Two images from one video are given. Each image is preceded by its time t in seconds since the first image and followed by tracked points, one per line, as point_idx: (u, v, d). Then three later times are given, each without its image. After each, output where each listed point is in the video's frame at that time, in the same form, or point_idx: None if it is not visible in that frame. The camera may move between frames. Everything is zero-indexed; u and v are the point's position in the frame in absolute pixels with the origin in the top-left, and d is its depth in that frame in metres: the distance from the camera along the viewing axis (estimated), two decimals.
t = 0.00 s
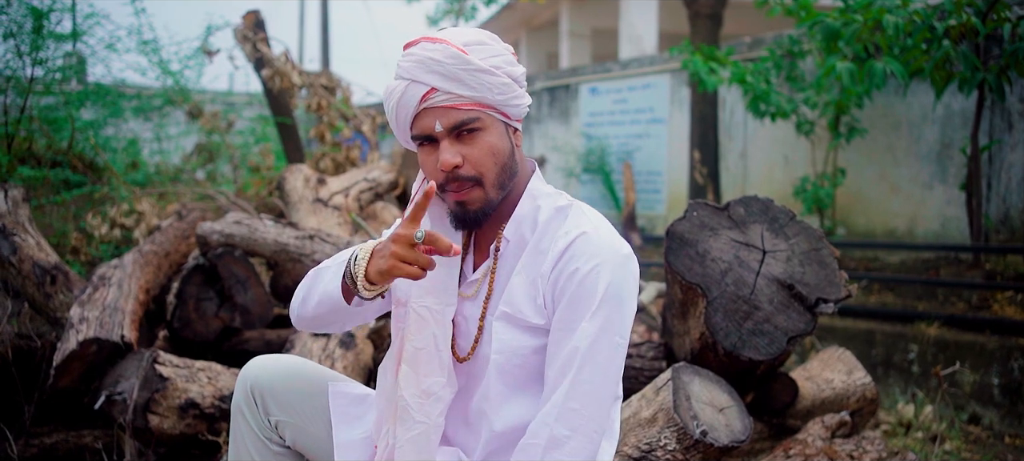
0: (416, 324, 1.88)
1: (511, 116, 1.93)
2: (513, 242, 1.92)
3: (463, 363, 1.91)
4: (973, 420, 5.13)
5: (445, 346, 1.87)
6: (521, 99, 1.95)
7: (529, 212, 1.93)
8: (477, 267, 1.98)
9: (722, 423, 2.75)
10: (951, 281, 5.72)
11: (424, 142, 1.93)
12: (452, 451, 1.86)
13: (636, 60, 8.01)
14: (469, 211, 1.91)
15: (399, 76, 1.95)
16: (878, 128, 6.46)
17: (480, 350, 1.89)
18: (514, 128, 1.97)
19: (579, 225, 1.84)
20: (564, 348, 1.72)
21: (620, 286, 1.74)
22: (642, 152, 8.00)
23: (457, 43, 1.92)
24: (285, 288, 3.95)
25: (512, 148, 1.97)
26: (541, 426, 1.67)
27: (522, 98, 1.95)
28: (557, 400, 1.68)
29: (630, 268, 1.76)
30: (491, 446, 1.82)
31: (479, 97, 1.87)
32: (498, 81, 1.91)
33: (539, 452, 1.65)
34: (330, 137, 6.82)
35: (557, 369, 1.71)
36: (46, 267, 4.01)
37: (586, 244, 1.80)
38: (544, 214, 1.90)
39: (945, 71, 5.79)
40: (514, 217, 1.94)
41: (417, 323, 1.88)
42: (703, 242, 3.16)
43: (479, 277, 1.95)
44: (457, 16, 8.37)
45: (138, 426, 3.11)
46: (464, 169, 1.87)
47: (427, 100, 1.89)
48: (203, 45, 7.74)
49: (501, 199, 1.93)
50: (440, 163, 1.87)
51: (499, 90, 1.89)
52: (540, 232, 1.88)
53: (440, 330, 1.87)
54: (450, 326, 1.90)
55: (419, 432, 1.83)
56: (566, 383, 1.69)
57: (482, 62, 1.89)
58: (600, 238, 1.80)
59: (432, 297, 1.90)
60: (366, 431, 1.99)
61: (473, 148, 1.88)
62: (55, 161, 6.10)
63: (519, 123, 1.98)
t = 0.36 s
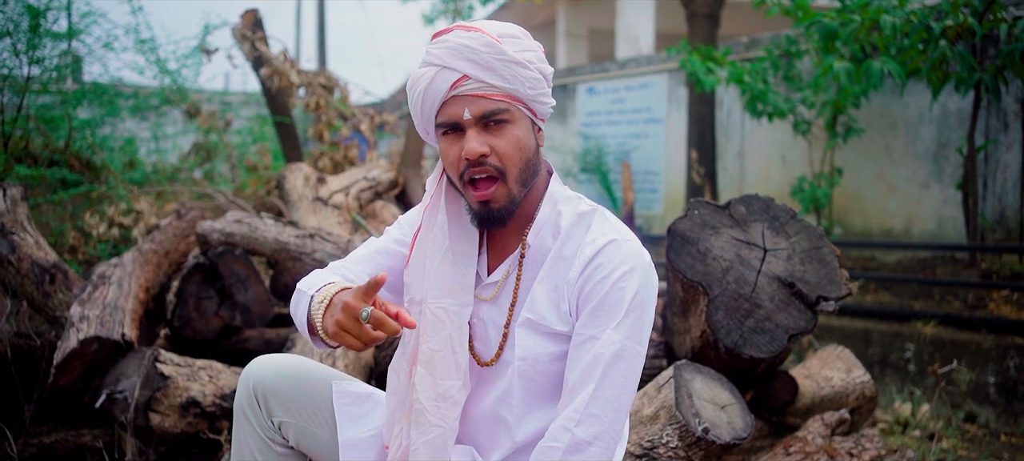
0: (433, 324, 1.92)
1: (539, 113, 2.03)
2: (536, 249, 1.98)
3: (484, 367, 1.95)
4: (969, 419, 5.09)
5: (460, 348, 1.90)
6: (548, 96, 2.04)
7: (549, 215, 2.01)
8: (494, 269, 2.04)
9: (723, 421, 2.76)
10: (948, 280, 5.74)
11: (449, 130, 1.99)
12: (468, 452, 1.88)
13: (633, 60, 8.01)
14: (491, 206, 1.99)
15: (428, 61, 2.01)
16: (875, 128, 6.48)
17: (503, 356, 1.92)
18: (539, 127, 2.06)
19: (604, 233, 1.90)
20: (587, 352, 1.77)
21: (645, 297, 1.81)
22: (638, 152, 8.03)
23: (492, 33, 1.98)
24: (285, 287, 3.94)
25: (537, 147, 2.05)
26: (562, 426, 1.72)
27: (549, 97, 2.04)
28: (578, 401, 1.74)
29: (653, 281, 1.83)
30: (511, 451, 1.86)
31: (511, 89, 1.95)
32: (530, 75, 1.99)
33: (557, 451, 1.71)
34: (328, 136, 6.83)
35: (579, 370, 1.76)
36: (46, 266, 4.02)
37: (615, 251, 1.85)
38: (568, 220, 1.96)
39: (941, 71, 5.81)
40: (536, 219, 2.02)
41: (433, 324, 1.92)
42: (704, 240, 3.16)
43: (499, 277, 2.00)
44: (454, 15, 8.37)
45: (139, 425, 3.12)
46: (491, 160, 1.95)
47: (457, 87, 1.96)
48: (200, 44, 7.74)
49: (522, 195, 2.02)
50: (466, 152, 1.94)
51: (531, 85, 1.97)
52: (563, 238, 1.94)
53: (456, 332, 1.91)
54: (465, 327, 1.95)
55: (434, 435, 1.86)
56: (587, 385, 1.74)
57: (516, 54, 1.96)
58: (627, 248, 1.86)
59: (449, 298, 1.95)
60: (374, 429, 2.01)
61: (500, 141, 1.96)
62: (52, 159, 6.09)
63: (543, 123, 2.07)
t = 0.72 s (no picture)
0: (439, 315, 2.00)
1: (560, 111, 2.09)
2: (545, 253, 2.06)
3: (493, 366, 2.02)
4: (948, 416, 5.26)
5: (464, 339, 1.98)
6: (571, 97, 2.11)
7: (558, 218, 2.08)
8: (502, 270, 2.11)
9: (716, 417, 2.79)
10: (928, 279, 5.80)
11: (469, 114, 2.05)
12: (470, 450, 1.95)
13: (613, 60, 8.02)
14: (499, 191, 2.03)
15: (457, 44, 2.07)
16: (854, 128, 6.51)
17: (512, 357, 2.00)
18: (559, 127, 2.12)
19: (615, 240, 1.95)
20: (598, 361, 1.83)
21: (656, 304, 1.87)
22: (620, 151, 7.94)
23: (525, 24, 2.05)
24: (273, 285, 3.91)
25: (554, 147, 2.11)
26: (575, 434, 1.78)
27: (572, 97, 2.10)
28: (590, 409, 1.79)
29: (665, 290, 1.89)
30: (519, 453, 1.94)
31: (535, 81, 2.01)
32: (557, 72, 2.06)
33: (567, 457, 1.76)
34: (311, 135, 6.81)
35: (591, 376, 1.82)
36: (29, 264, 3.98)
37: (628, 260, 1.90)
38: (579, 224, 2.02)
39: (920, 71, 5.90)
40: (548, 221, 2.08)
41: (439, 314, 2.00)
42: (695, 238, 3.16)
43: (507, 278, 2.08)
44: (435, 13, 8.36)
45: (129, 424, 3.10)
46: (506, 146, 2.00)
47: (482, 71, 2.02)
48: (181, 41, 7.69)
49: (532, 188, 2.06)
50: (482, 136, 2.00)
51: (556, 80, 2.04)
52: (574, 243, 2.00)
53: (461, 324, 1.99)
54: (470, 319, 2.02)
55: (435, 426, 1.93)
56: (599, 393, 1.80)
57: (546, 47, 2.03)
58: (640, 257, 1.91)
59: (455, 289, 2.04)
60: (374, 426, 2.08)
61: (517, 131, 2.01)
62: (31, 157, 6.01)
63: (563, 123, 2.13)
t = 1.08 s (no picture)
0: (455, 319, 2.01)
1: (577, 124, 2.09)
2: (555, 264, 2.06)
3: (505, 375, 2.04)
4: (933, 417, 5.34)
5: (479, 344, 1.99)
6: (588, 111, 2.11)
7: (570, 229, 2.08)
8: (513, 278, 2.11)
9: (718, 422, 2.81)
10: (912, 280, 5.85)
11: (486, 120, 2.05)
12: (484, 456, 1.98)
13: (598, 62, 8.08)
14: (510, 199, 2.03)
15: (480, 50, 2.08)
16: (837, 131, 6.55)
17: (523, 368, 2.01)
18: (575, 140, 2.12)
19: (626, 252, 1.94)
20: (608, 376, 1.84)
21: (668, 319, 1.87)
22: (604, 153, 8.03)
23: (549, 35, 2.06)
24: (267, 290, 3.88)
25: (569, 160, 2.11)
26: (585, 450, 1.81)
27: (590, 112, 2.10)
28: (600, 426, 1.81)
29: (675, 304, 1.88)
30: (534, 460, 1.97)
31: (554, 92, 2.01)
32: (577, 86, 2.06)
33: None
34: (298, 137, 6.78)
35: (600, 392, 1.83)
36: (19, 269, 3.96)
37: (637, 274, 1.90)
38: (590, 235, 2.03)
39: (904, 75, 5.97)
40: (559, 232, 2.08)
41: (454, 318, 2.01)
42: (695, 243, 3.19)
43: (519, 287, 2.08)
44: (418, 14, 8.34)
45: (127, 431, 3.09)
46: (520, 155, 2.00)
47: (503, 79, 2.02)
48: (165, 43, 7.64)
49: (543, 199, 2.05)
50: (497, 143, 2.00)
51: (575, 93, 2.04)
52: (583, 255, 2.01)
53: (476, 329, 2.00)
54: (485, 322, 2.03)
55: (452, 430, 1.94)
56: (609, 410, 1.81)
57: (568, 60, 2.04)
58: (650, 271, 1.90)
59: (471, 293, 2.05)
60: (389, 435, 2.11)
61: (533, 140, 2.01)
62: (15, 159, 5.96)
63: (580, 136, 2.13)
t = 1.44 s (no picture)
0: (462, 320, 2.02)
1: (574, 131, 2.06)
2: (551, 266, 2.05)
3: (509, 377, 2.04)
4: (914, 417, 5.40)
5: (487, 343, 2.00)
6: (588, 121, 2.09)
7: (566, 232, 2.05)
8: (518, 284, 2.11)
9: (720, 427, 2.84)
10: (893, 282, 5.91)
11: (484, 127, 2.04)
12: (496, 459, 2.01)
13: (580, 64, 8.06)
14: (507, 205, 2.01)
15: (481, 59, 2.08)
16: (818, 134, 6.62)
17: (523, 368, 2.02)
18: (574, 149, 2.10)
19: (616, 251, 1.92)
20: (593, 376, 1.82)
21: (656, 319, 1.83)
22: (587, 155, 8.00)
23: (548, 45, 2.05)
24: (261, 294, 3.84)
25: (567, 168, 2.09)
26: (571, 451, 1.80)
27: (588, 120, 2.08)
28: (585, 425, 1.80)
29: (663, 304, 1.83)
30: None
31: (551, 101, 2.00)
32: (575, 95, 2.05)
33: None
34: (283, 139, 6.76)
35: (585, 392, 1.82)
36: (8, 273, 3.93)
37: (622, 274, 1.87)
38: (584, 236, 2.01)
39: (885, 79, 6.02)
40: (556, 236, 2.06)
41: (461, 318, 2.02)
42: (695, 249, 3.20)
43: (520, 293, 2.08)
44: (398, 16, 8.31)
45: (125, 438, 3.06)
46: (516, 162, 1.99)
47: (502, 88, 2.02)
48: (146, 43, 7.59)
49: (540, 205, 2.04)
50: (493, 151, 1.99)
51: (573, 102, 2.02)
52: (577, 256, 2.00)
53: (484, 327, 2.01)
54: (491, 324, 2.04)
55: (464, 429, 1.94)
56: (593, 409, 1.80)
57: (565, 70, 2.03)
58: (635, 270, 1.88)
59: (477, 294, 2.05)
60: (402, 447, 2.11)
61: (529, 147, 2.00)
62: None
63: (578, 145, 2.11)
